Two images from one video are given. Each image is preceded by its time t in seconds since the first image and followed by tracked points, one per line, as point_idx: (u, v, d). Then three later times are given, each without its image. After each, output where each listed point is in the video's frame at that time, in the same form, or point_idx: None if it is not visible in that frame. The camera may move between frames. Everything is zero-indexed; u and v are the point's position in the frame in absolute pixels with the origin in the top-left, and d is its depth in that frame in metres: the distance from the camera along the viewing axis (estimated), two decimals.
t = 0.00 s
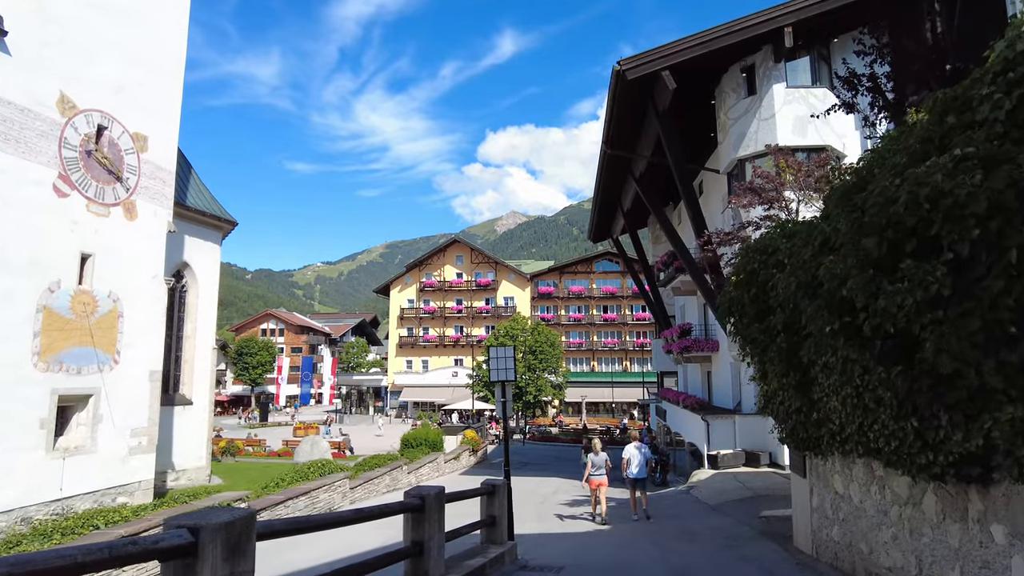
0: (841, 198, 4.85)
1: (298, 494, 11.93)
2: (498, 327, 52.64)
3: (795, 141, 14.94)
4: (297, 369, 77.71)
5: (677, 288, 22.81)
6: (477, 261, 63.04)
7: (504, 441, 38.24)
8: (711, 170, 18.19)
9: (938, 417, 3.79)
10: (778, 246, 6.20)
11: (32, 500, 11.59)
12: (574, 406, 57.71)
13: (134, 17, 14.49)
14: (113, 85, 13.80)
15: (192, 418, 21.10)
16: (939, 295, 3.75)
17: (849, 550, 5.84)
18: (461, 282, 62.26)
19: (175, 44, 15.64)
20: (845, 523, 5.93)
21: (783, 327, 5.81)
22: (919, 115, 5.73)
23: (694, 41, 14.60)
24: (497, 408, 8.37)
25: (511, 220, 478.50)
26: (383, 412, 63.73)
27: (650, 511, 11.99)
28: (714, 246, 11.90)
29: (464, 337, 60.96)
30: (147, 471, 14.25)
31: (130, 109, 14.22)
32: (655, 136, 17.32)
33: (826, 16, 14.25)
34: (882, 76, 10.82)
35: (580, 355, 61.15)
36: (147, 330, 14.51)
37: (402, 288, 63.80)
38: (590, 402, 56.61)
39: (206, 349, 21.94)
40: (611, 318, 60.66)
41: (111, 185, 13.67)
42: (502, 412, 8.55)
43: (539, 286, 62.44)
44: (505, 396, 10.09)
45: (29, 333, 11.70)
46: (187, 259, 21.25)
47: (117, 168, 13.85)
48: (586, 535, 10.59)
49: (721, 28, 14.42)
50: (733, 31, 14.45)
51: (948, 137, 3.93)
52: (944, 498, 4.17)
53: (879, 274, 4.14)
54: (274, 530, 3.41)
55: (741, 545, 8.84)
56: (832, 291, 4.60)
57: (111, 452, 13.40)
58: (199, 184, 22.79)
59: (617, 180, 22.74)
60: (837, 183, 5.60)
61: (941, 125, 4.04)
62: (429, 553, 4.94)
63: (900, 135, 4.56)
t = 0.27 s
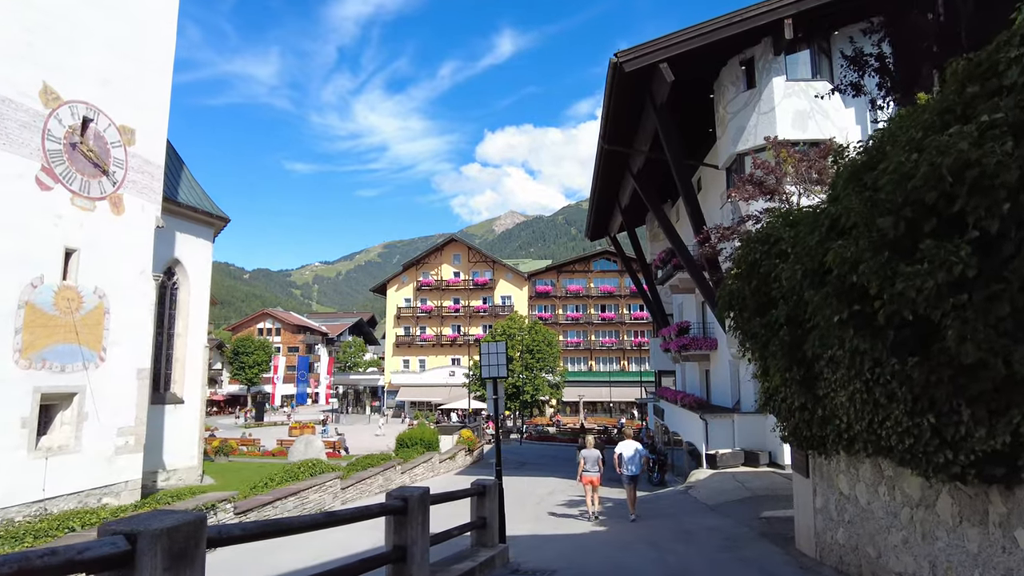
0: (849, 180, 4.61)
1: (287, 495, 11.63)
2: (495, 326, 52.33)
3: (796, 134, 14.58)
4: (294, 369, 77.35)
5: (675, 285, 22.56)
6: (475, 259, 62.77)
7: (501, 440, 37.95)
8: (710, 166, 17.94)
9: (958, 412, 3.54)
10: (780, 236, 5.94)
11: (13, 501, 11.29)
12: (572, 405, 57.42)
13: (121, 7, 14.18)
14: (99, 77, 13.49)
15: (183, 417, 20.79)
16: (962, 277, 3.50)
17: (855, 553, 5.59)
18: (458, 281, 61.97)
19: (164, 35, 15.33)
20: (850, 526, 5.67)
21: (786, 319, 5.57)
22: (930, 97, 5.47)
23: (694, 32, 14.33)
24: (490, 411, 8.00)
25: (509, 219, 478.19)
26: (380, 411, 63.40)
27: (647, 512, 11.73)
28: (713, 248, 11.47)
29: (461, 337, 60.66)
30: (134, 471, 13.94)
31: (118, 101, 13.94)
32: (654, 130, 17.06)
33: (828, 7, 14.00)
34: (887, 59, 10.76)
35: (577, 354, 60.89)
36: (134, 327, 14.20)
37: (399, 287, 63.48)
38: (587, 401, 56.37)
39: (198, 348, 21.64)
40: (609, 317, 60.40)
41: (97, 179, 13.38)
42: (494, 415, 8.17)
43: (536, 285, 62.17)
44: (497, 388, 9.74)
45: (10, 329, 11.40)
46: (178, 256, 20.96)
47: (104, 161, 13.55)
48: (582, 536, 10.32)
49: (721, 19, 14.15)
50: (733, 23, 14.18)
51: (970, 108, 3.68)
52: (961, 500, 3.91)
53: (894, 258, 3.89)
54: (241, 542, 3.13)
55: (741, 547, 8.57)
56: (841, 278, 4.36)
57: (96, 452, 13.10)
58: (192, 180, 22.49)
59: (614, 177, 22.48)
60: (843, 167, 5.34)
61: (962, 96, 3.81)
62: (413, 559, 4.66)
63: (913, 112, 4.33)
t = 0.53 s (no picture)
0: (862, 156, 4.33)
1: (275, 493, 11.33)
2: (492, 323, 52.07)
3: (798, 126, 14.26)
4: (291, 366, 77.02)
5: (673, 281, 22.26)
6: (472, 256, 62.44)
7: (498, 438, 37.69)
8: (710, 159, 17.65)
9: (988, 403, 3.26)
10: (786, 220, 5.64)
11: None
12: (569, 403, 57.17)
13: None
14: (84, 64, 13.16)
15: (174, 414, 20.48)
16: (995, 253, 3.22)
17: (862, 555, 5.33)
18: (456, 278, 61.65)
19: (152, 23, 14.99)
20: (858, 527, 5.40)
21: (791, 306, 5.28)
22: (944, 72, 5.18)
23: (694, 21, 14.03)
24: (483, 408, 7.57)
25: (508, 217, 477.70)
26: (377, 409, 63.12)
27: (646, 510, 11.45)
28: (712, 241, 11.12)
29: (459, 333, 60.38)
30: (121, 468, 13.63)
31: (105, 90, 13.63)
32: (653, 122, 16.76)
33: None
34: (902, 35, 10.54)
35: (575, 352, 60.62)
36: (122, 321, 13.89)
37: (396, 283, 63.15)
38: (585, 398, 56.16)
39: (190, 343, 21.33)
40: (607, 315, 60.15)
41: (82, 169, 13.06)
42: (488, 411, 7.80)
43: (534, 282, 61.89)
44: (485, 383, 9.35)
45: None
46: (170, 250, 20.64)
47: (89, 151, 13.24)
48: (578, 536, 10.03)
49: (722, 7, 13.85)
50: (734, 11, 13.87)
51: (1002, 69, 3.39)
52: (985, 500, 3.64)
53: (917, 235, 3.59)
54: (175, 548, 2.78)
55: (743, 547, 8.29)
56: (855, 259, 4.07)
57: (82, 448, 12.78)
58: (183, 173, 22.16)
59: (612, 171, 22.17)
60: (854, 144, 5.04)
61: (992, 55, 3.51)
62: (395, 562, 4.36)
63: (933, 80, 4.05)
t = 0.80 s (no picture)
0: (876, 132, 4.08)
1: (263, 493, 11.04)
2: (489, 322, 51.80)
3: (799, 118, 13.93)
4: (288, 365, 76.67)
5: (671, 278, 21.97)
6: (470, 255, 62.14)
7: (494, 437, 37.41)
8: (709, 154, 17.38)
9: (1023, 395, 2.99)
10: (791, 208, 5.37)
11: None
12: (567, 402, 56.91)
13: None
14: (68, 54, 12.85)
15: (165, 412, 20.19)
16: None
17: (870, 561, 5.05)
18: (453, 276, 61.36)
19: (140, 13, 14.68)
20: (865, 532, 5.13)
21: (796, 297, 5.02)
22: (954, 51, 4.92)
23: (693, 11, 13.75)
24: (475, 405, 7.25)
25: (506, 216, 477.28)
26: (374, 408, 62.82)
27: (643, 511, 11.17)
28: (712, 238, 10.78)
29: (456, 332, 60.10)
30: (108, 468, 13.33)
31: (89, 80, 13.29)
32: (651, 115, 16.48)
33: None
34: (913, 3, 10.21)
35: (573, 351, 60.36)
36: (108, 318, 13.58)
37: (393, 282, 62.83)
38: (583, 397, 55.94)
39: (181, 341, 21.03)
40: (605, 313, 59.90)
41: (67, 161, 12.76)
42: (479, 408, 7.48)
43: (532, 281, 61.63)
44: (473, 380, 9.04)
45: None
46: (161, 246, 20.33)
47: (75, 143, 12.94)
48: (573, 538, 9.76)
49: None
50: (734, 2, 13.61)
51: None
52: (1010, 505, 3.37)
53: (944, 211, 3.32)
54: (97, 564, 2.43)
55: (743, 550, 8.02)
56: (869, 242, 3.80)
57: (66, 448, 12.48)
58: (175, 168, 21.83)
59: (610, 166, 21.89)
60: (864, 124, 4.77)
61: None
62: (374, 569, 4.08)
63: (953, 52, 3.80)
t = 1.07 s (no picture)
0: (891, 99, 3.79)
1: (249, 492, 10.74)
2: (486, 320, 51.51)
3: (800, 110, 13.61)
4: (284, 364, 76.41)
5: (669, 275, 21.67)
6: (467, 253, 61.84)
7: (491, 436, 37.16)
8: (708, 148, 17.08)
9: None
10: (795, 190, 5.09)
11: None
12: (565, 400, 56.69)
13: None
14: (52, 43, 12.54)
15: (155, 410, 19.89)
16: None
17: (878, 563, 4.79)
18: (450, 275, 61.04)
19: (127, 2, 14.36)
20: (872, 532, 4.87)
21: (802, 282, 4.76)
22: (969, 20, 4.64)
23: None
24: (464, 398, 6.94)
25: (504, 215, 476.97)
26: (371, 407, 62.54)
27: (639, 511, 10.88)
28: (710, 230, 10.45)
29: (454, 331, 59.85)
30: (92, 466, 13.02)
31: (72, 69, 12.96)
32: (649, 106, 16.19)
33: None
34: None
35: (571, 349, 60.10)
36: (93, 313, 13.27)
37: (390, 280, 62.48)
38: (580, 396, 55.70)
39: (171, 338, 20.71)
40: (602, 312, 59.64)
41: (50, 152, 12.46)
42: (467, 401, 7.18)
43: (529, 279, 61.37)
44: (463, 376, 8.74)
45: None
46: (151, 242, 20.02)
47: (58, 134, 12.63)
48: (568, 539, 9.46)
49: None
50: None
51: None
52: None
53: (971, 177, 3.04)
54: (10, 571, 2.12)
55: (743, 552, 7.74)
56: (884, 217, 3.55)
57: (49, 446, 12.17)
58: (165, 162, 21.49)
59: (607, 161, 21.61)
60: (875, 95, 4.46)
61: None
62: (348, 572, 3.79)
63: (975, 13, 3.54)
